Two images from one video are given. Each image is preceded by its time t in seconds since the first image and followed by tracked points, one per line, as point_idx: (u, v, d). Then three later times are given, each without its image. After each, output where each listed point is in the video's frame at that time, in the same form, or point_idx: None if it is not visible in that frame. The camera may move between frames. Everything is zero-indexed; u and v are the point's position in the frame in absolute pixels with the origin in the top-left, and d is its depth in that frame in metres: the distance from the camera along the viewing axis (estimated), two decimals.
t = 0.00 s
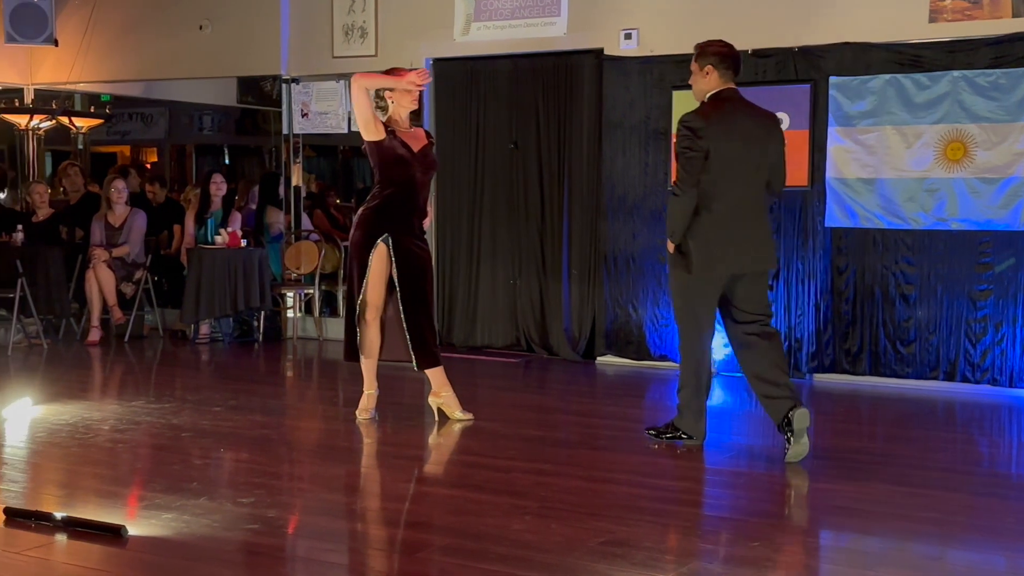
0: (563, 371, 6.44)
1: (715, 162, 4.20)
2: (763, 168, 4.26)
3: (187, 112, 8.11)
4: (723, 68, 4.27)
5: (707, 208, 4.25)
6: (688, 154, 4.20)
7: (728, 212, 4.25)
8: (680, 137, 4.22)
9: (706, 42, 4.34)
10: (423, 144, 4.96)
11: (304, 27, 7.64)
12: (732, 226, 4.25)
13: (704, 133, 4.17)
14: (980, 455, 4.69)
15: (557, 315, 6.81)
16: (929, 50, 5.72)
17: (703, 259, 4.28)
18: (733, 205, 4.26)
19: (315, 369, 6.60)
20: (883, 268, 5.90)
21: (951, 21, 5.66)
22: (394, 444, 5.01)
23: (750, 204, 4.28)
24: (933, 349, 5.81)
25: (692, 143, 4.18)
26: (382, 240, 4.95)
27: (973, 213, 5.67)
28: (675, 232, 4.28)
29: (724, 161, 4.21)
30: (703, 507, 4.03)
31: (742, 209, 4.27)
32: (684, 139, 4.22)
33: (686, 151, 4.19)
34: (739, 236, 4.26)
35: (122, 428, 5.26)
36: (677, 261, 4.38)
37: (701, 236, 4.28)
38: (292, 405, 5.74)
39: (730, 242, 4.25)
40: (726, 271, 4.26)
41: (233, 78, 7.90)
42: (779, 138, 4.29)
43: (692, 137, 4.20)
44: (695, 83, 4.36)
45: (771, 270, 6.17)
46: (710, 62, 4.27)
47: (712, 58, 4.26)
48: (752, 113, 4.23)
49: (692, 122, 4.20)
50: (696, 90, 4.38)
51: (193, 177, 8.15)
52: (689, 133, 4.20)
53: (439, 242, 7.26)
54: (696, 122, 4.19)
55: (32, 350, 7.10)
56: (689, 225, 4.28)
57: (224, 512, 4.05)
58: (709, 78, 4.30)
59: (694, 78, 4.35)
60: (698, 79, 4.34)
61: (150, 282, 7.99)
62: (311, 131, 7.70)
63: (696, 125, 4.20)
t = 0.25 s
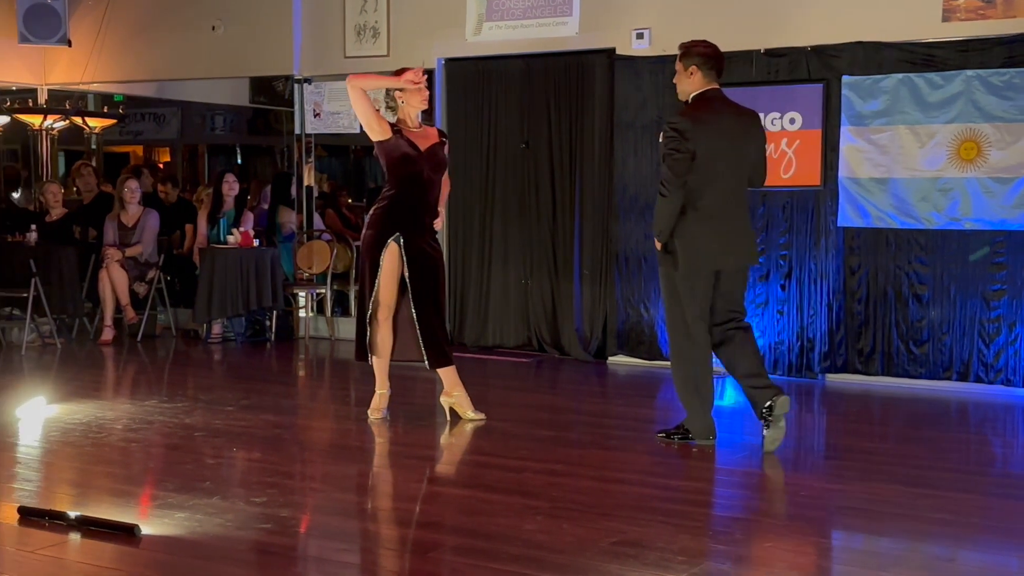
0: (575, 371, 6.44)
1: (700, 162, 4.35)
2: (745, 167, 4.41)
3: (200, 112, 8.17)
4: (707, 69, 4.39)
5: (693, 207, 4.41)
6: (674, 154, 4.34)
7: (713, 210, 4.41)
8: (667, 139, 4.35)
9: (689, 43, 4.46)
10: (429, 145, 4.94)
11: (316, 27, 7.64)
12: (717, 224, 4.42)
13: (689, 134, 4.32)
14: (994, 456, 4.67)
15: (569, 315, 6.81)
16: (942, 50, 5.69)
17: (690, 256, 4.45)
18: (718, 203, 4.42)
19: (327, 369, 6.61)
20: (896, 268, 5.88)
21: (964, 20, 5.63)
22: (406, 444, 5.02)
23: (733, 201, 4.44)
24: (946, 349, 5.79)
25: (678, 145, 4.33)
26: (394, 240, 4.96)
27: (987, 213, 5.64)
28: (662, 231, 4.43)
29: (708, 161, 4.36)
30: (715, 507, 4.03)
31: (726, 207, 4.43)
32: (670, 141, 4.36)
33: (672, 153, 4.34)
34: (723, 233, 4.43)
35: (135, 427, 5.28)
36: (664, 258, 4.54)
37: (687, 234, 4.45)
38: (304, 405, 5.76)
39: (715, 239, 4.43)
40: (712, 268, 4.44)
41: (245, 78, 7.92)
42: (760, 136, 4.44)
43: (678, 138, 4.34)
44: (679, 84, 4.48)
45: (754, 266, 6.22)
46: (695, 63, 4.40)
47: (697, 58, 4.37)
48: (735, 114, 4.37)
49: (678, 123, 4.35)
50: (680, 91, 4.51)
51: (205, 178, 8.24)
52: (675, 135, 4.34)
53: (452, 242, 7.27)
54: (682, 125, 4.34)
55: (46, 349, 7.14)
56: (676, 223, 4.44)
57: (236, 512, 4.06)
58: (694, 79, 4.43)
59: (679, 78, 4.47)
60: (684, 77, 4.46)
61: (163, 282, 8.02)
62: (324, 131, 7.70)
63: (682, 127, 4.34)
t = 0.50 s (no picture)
0: (588, 370, 6.43)
1: (700, 160, 4.43)
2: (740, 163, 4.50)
3: (213, 112, 8.23)
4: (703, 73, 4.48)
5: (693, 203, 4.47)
6: (674, 151, 4.40)
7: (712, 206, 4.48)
8: (667, 136, 4.40)
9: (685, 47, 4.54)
10: (437, 143, 4.93)
11: (330, 27, 7.66)
12: (715, 220, 4.48)
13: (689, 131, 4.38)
14: (1009, 456, 4.65)
15: (582, 314, 6.81)
16: (957, 49, 5.67)
17: (691, 253, 4.50)
18: (716, 200, 4.49)
19: (340, 368, 6.63)
20: (911, 267, 5.86)
21: (979, 19, 5.60)
22: (420, 443, 5.02)
23: (731, 198, 4.52)
24: (961, 349, 5.76)
25: (678, 142, 4.39)
26: (405, 239, 4.98)
27: (1002, 213, 5.62)
28: (662, 228, 4.47)
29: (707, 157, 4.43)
30: (728, 507, 4.02)
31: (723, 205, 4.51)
32: (669, 138, 4.41)
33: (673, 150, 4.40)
34: (722, 230, 4.51)
35: (149, 426, 5.30)
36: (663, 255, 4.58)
37: (687, 231, 4.51)
38: (317, 404, 5.77)
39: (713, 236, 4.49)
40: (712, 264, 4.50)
41: (259, 78, 7.93)
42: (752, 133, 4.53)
43: (678, 135, 4.41)
44: (675, 86, 4.57)
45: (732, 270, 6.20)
46: (690, 66, 4.48)
47: (693, 62, 4.45)
48: (732, 113, 4.46)
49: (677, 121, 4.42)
50: (676, 92, 4.59)
51: (219, 177, 8.28)
52: (676, 133, 4.40)
53: (465, 242, 7.27)
54: (682, 122, 4.40)
55: (60, 348, 7.16)
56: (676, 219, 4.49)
57: (251, 510, 4.07)
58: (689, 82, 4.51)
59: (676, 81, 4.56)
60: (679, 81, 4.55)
61: (177, 281, 8.05)
62: (337, 131, 7.72)
63: (684, 125, 4.40)
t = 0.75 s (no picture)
0: (602, 369, 6.42)
1: (693, 159, 4.51)
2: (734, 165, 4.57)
3: (229, 111, 8.24)
4: (698, 79, 4.58)
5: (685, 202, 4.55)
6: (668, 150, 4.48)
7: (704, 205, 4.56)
8: (662, 135, 4.51)
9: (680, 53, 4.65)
10: (448, 142, 4.93)
11: (345, 26, 7.68)
12: (707, 219, 4.56)
13: (682, 130, 4.48)
14: None
15: (596, 314, 6.80)
16: (974, 47, 5.64)
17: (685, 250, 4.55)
18: (709, 199, 4.56)
19: (354, 366, 6.64)
20: (927, 266, 5.83)
21: (996, 17, 5.56)
22: (434, 442, 5.02)
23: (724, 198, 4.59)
24: (978, 349, 5.74)
25: (672, 141, 4.48)
26: (420, 237, 4.98)
27: (1019, 212, 5.59)
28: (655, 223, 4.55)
29: (700, 157, 4.51)
30: (743, 507, 4.01)
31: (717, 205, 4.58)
32: (664, 136, 4.52)
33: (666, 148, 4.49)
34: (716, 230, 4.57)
35: (165, 424, 5.31)
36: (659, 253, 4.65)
37: (679, 229, 4.59)
38: (332, 402, 5.78)
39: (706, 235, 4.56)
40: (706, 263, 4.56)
41: (274, 77, 7.96)
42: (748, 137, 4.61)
43: (673, 135, 4.50)
44: (670, 91, 4.66)
45: (726, 270, 6.23)
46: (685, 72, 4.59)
47: (689, 68, 4.56)
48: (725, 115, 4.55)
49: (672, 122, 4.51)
50: (672, 98, 4.68)
51: (234, 176, 8.28)
52: (670, 132, 4.49)
53: (480, 241, 7.28)
54: (676, 122, 4.50)
55: (76, 346, 7.19)
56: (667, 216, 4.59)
57: (266, 508, 4.08)
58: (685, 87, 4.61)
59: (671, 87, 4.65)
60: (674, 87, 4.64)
61: (192, 280, 8.07)
62: (352, 130, 7.74)
63: (678, 125, 4.50)
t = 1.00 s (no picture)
0: (617, 368, 6.42)
1: (683, 158, 4.55)
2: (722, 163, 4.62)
3: (247, 108, 8.48)
4: (690, 81, 4.64)
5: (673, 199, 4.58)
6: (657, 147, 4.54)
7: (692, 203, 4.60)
8: (652, 134, 4.58)
9: (672, 58, 4.73)
10: (460, 139, 4.94)
11: (361, 24, 7.65)
12: (694, 216, 4.60)
13: (671, 128, 4.53)
14: None
15: (612, 312, 6.80)
16: (993, 45, 5.62)
17: (673, 246, 4.60)
18: (697, 198, 4.60)
19: (370, 364, 6.65)
20: (946, 266, 5.81)
21: (1015, 15, 5.52)
22: (449, 440, 5.03)
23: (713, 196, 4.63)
24: (996, 349, 5.71)
25: (661, 139, 4.54)
26: (433, 235, 4.99)
27: None
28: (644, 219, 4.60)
29: (688, 156, 4.56)
30: (759, 506, 4.00)
31: (705, 203, 4.62)
32: (653, 134, 4.58)
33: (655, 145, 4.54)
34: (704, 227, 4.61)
35: (182, 421, 5.33)
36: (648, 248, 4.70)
37: (668, 226, 4.62)
38: (347, 400, 5.79)
39: (695, 232, 4.60)
40: (695, 260, 4.59)
41: (290, 75, 8.00)
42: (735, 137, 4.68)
43: (663, 134, 4.56)
44: (662, 94, 4.71)
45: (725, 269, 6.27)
46: (676, 74, 4.65)
47: (680, 70, 4.63)
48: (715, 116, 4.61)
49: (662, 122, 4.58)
50: (664, 102, 4.74)
51: (250, 173, 8.48)
52: (660, 131, 4.56)
53: (495, 240, 7.27)
54: (665, 121, 4.57)
55: (94, 343, 7.23)
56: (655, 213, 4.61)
57: (283, 505, 4.09)
58: (675, 90, 4.68)
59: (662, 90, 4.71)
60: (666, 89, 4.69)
61: (209, 277, 8.11)
62: (367, 129, 7.74)
63: (668, 124, 4.56)
